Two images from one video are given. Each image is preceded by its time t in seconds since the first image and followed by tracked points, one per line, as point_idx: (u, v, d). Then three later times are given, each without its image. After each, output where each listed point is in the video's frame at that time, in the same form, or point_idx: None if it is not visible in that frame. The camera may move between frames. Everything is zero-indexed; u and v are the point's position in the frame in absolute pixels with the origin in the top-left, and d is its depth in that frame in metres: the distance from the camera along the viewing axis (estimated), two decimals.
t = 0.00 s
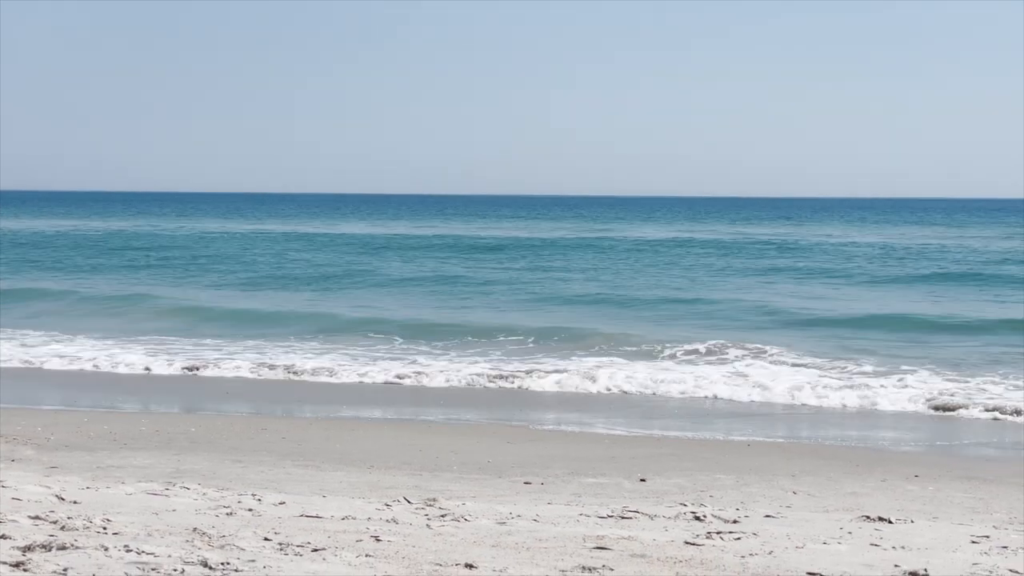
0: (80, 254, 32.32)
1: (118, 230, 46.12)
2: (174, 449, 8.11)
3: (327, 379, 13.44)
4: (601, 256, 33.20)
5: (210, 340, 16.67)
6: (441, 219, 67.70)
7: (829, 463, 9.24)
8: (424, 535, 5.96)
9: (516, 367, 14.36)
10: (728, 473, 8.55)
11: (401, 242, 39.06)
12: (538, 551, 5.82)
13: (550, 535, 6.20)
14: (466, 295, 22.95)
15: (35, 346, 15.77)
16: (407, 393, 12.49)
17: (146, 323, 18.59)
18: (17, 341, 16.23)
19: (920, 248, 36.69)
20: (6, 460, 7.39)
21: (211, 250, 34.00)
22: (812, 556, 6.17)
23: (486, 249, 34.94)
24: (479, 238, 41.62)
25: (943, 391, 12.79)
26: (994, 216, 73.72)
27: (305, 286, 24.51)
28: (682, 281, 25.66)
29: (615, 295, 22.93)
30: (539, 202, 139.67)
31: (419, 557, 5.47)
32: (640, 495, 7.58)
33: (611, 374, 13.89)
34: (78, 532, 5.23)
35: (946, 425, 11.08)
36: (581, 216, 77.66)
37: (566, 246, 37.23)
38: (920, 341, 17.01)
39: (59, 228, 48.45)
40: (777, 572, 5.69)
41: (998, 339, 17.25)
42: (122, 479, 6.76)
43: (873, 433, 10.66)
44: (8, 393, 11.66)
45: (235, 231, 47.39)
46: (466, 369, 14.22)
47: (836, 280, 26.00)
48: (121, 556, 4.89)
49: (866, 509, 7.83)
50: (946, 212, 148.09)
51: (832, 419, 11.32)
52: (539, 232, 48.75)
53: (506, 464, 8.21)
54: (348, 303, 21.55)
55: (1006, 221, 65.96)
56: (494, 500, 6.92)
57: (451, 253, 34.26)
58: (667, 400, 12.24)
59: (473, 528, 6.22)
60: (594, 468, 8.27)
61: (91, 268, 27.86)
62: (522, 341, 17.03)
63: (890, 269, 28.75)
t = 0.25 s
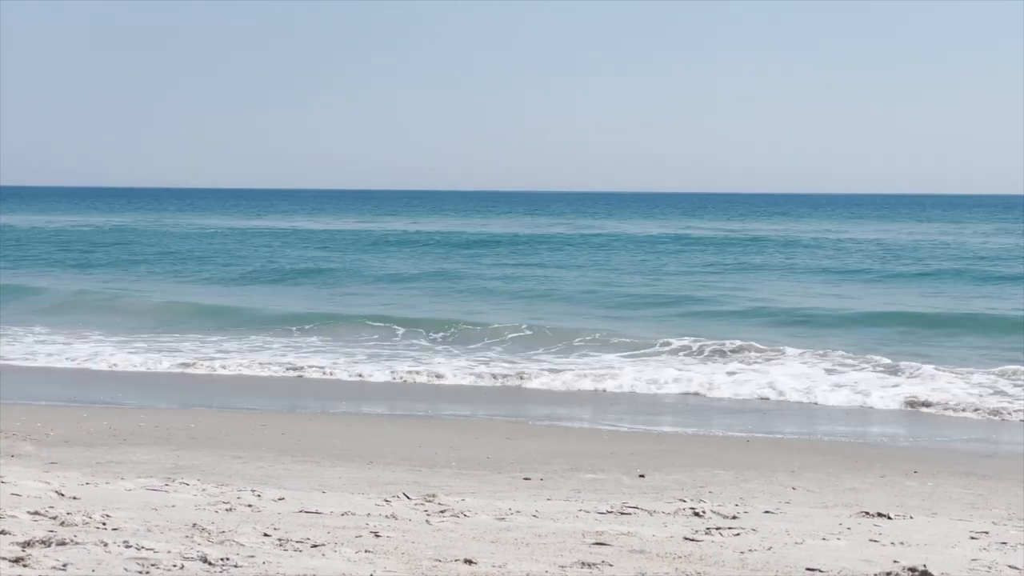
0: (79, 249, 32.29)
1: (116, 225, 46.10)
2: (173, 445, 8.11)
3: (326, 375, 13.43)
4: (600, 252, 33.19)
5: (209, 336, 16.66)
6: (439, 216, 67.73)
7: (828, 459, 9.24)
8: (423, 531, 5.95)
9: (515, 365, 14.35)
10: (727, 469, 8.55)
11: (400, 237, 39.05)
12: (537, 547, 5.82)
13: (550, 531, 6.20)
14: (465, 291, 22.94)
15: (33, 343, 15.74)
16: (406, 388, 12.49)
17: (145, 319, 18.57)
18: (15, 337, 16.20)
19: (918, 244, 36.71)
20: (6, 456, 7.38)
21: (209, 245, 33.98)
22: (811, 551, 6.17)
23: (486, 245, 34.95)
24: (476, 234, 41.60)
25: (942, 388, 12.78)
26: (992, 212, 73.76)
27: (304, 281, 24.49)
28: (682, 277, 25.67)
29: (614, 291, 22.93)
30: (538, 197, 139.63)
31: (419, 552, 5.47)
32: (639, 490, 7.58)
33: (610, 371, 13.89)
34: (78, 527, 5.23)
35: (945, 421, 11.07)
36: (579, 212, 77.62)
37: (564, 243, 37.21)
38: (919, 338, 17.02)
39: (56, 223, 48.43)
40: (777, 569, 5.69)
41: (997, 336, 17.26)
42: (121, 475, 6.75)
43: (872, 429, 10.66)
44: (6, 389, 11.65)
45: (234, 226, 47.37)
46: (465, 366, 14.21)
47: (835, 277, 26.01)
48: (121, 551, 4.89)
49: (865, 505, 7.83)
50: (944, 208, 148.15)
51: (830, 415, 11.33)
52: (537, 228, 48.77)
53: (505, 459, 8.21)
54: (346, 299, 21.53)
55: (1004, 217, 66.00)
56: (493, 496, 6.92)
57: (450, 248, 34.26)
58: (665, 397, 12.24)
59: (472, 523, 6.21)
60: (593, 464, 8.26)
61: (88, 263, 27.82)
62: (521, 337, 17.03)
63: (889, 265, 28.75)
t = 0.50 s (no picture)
0: (80, 246, 32.30)
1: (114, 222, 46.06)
2: (173, 441, 8.12)
3: (326, 372, 13.44)
4: (601, 249, 33.20)
5: (209, 333, 16.67)
6: (436, 212, 67.67)
7: (828, 456, 9.24)
8: (423, 528, 5.96)
9: (514, 363, 14.36)
10: (727, 466, 8.55)
11: (401, 234, 39.05)
12: (537, 544, 5.83)
13: (550, 527, 6.20)
14: (465, 288, 22.94)
15: (33, 340, 15.74)
16: (406, 385, 12.49)
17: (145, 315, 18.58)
18: (14, 335, 16.21)
19: (917, 241, 36.74)
20: (6, 452, 7.39)
21: (208, 242, 33.96)
22: (811, 548, 6.18)
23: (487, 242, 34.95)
24: (475, 231, 41.60)
25: (942, 385, 12.78)
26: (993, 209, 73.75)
27: (304, 278, 24.50)
28: (683, 275, 25.67)
29: (615, 288, 22.93)
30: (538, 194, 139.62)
31: (418, 549, 5.48)
32: (639, 487, 7.59)
33: (610, 368, 13.90)
34: (78, 524, 5.24)
35: (945, 418, 11.08)
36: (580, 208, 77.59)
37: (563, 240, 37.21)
38: (919, 336, 17.02)
39: (54, 219, 48.38)
40: (776, 565, 5.69)
41: (997, 333, 17.27)
42: (122, 471, 6.76)
43: (871, 426, 10.67)
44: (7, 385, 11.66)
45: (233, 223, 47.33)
46: (465, 364, 14.21)
47: (836, 274, 26.01)
48: (121, 548, 4.90)
49: (865, 501, 7.83)
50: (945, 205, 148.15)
51: (830, 412, 11.33)
52: (536, 225, 48.73)
53: (505, 456, 8.21)
54: (346, 296, 21.54)
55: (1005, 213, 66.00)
56: (493, 492, 6.93)
57: (451, 245, 34.25)
58: (666, 393, 12.24)
59: (472, 520, 6.22)
60: (593, 461, 8.27)
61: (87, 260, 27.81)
62: (521, 334, 17.04)
63: (889, 263, 28.76)
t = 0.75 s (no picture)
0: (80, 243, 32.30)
1: (113, 220, 46.01)
2: (173, 439, 8.11)
3: (326, 371, 13.43)
4: (602, 247, 33.19)
5: (210, 331, 16.66)
6: (435, 209, 67.62)
7: (827, 454, 9.24)
8: (423, 525, 5.96)
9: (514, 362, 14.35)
10: (727, 463, 8.55)
11: (401, 232, 39.04)
12: (537, 541, 5.83)
13: (550, 525, 6.20)
14: (465, 286, 22.94)
15: (31, 338, 15.74)
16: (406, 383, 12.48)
17: (144, 313, 18.56)
18: (13, 333, 16.20)
19: (916, 240, 36.74)
20: (7, 450, 7.39)
21: (207, 240, 33.94)
22: (810, 546, 6.18)
23: (487, 241, 34.93)
24: (474, 229, 41.57)
25: (943, 384, 12.78)
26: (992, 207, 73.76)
27: (304, 276, 24.48)
28: (683, 273, 25.67)
29: (615, 287, 22.93)
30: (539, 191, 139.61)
31: (418, 546, 5.48)
32: (639, 485, 7.59)
33: (610, 367, 13.89)
34: (78, 521, 5.24)
35: (944, 416, 11.07)
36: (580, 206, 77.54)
37: (562, 238, 37.20)
38: (920, 334, 17.01)
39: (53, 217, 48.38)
40: (777, 563, 5.69)
41: (997, 331, 17.26)
42: (122, 469, 6.76)
43: (871, 424, 10.66)
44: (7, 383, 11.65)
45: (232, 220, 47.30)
46: (465, 362, 14.21)
47: (837, 273, 26.01)
48: (121, 545, 4.90)
49: (866, 499, 7.83)
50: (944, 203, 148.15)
51: (830, 410, 11.32)
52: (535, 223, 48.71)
53: (505, 454, 8.21)
54: (345, 294, 21.52)
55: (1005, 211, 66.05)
56: (493, 490, 6.92)
57: (451, 243, 34.24)
58: (666, 391, 12.23)
59: (472, 518, 6.22)
60: (593, 459, 8.27)
61: (86, 258, 27.78)
62: (521, 332, 17.04)
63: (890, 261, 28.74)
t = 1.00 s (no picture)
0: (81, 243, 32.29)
1: (112, 219, 45.99)
2: (175, 438, 8.10)
3: (326, 370, 13.43)
4: (603, 246, 33.22)
5: (212, 331, 16.65)
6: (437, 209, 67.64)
7: (829, 453, 9.24)
8: (424, 525, 5.96)
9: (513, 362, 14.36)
10: (728, 463, 8.54)
11: (403, 232, 39.00)
12: (538, 541, 5.83)
13: (550, 524, 6.20)
14: (466, 286, 22.94)
15: (32, 338, 15.74)
16: (407, 383, 12.48)
17: (146, 312, 18.57)
18: (13, 332, 16.20)
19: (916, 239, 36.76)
20: (8, 449, 7.39)
21: (208, 240, 33.93)
22: (811, 546, 6.17)
23: (488, 241, 34.91)
24: (474, 229, 41.57)
25: (944, 383, 12.78)
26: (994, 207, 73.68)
27: (305, 276, 24.47)
28: (684, 274, 25.63)
29: (617, 287, 22.90)
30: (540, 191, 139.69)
31: (419, 546, 5.48)
32: (639, 484, 7.59)
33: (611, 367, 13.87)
34: (78, 520, 5.24)
35: (945, 415, 11.07)
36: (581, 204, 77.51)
37: (562, 237, 37.20)
38: (920, 334, 17.02)
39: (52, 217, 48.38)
40: (777, 562, 5.69)
41: (999, 329, 17.25)
42: (123, 468, 6.77)
43: (872, 424, 10.65)
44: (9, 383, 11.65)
45: (232, 220, 47.29)
46: (467, 363, 14.21)
47: (838, 273, 25.99)
48: (122, 545, 4.90)
49: (866, 499, 7.83)
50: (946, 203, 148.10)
51: (831, 409, 11.33)
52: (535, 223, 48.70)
53: (506, 454, 8.21)
54: (345, 294, 21.52)
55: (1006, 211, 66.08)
56: (494, 489, 6.93)
57: (452, 242, 34.24)
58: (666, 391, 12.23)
59: (473, 517, 6.23)
60: (595, 458, 8.27)
61: (87, 258, 27.78)
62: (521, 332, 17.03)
63: (891, 261, 28.72)
